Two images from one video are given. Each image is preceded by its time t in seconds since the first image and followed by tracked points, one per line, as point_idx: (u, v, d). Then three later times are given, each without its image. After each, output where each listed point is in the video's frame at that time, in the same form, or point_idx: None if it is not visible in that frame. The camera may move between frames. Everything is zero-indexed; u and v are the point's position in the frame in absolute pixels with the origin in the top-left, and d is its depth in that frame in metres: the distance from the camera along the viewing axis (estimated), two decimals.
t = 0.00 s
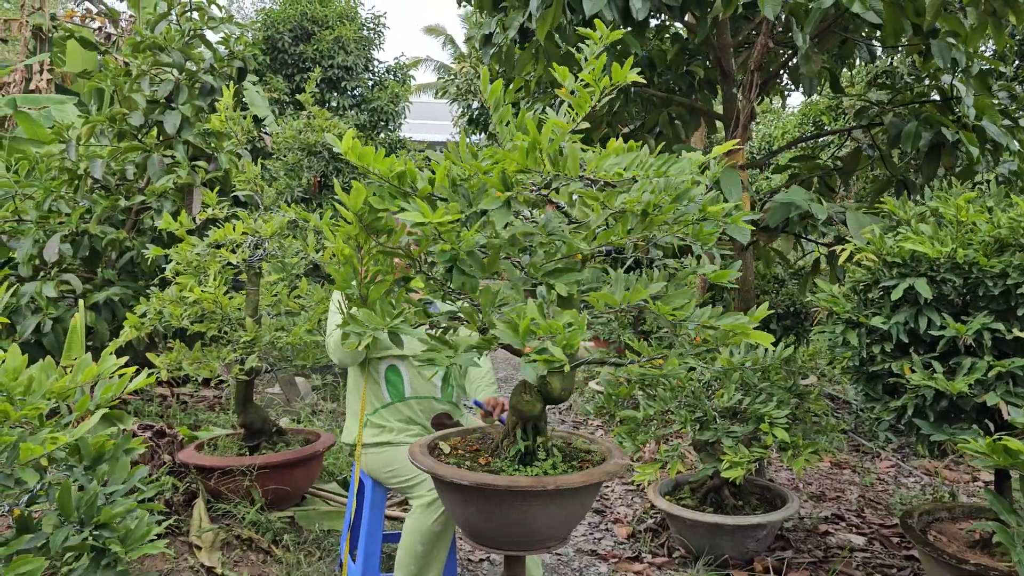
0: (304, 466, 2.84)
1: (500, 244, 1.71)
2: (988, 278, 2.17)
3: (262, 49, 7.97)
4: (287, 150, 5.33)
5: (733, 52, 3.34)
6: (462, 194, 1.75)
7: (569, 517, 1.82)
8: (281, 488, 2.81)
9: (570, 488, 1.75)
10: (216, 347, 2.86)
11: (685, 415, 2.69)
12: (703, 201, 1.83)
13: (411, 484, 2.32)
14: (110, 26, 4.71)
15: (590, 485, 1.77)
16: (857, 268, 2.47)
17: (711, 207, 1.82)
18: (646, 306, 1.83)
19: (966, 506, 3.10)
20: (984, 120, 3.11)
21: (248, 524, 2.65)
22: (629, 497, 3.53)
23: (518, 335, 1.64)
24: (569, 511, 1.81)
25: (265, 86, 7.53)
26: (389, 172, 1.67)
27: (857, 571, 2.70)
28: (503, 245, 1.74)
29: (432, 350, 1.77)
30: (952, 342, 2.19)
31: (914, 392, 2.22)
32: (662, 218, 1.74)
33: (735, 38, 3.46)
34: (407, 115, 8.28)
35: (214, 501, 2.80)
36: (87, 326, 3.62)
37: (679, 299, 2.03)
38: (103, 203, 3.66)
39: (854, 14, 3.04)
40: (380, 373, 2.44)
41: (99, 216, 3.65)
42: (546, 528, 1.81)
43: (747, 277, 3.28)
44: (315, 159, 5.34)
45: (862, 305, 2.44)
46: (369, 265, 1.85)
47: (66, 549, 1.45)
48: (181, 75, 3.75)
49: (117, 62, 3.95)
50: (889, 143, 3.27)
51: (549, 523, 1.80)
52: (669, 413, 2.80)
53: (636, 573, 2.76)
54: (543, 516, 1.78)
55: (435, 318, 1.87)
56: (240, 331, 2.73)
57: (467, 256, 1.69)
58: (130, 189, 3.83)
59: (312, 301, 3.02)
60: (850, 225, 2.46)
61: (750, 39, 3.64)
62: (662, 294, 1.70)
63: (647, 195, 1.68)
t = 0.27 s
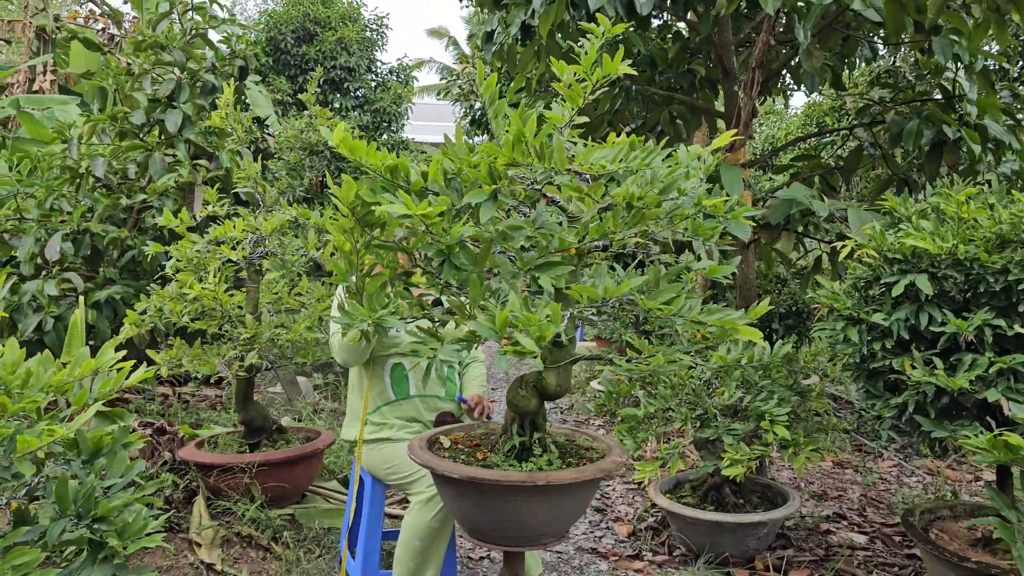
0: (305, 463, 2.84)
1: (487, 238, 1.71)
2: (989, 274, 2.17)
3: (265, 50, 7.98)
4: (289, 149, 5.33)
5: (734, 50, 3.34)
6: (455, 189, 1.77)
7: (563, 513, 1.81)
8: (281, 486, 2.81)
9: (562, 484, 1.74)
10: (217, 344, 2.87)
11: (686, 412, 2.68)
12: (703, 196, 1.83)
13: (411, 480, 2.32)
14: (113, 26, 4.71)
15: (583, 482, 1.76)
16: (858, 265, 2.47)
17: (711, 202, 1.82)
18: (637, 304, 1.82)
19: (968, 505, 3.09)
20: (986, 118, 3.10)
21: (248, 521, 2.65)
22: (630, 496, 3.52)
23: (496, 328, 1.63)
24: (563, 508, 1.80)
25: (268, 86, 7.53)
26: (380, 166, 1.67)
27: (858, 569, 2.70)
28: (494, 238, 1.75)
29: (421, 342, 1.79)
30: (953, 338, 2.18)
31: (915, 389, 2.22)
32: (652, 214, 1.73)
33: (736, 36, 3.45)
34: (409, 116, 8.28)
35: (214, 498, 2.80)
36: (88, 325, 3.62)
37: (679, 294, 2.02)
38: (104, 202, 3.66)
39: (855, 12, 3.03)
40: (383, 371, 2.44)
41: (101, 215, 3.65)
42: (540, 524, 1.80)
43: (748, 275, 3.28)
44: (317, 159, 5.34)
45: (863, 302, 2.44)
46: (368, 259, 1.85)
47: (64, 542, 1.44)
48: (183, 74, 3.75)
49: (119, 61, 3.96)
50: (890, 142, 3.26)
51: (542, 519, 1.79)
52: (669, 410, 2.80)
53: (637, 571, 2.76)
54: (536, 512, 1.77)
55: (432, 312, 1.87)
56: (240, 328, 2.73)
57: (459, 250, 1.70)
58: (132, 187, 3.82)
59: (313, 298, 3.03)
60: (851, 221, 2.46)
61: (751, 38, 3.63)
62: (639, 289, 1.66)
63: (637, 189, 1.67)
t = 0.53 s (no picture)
0: (303, 461, 2.84)
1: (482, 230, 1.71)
2: (988, 272, 2.17)
3: (266, 51, 7.99)
4: (289, 149, 5.33)
5: (734, 49, 3.34)
6: (451, 183, 1.76)
7: (558, 510, 1.80)
8: (279, 484, 2.81)
9: (556, 480, 1.73)
10: (216, 342, 2.87)
11: (685, 410, 2.68)
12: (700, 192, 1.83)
13: (410, 478, 2.32)
14: (113, 27, 4.72)
15: (578, 478, 1.75)
16: (857, 262, 2.47)
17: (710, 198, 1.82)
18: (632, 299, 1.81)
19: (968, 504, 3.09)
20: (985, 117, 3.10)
21: (246, 518, 2.65)
22: (629, 495, 3.52)
23: (486, 322, 1.63)
24: (559, 505, 1.79)
25: (268, 87, 7.53)
26: (376, 161, 1.66)
27: (857, 568, 2.69)
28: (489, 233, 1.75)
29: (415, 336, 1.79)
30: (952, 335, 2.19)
31: (914, 386, 2.22)
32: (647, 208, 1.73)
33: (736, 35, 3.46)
34: (410, 117, 8.28)
35: (212, 496, 2.80)
36: (88, 324, 3.62)
37: (676, 293, 2.02)
38: (104, 201, 3.65)
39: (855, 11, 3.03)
40: (387, 371, 2.43)
41: (100, 214, 3.64)
42: (535, 520, 1.79)
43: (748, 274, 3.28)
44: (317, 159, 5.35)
45: (861, 299, 2.44)
46: (365, 255, 1.85)
47: (61, 538, 1.44)
48: (183, 74, 3.75)
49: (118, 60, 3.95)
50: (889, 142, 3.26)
51: (538, 516, 1.79)
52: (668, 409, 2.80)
53: (635, 570, 2.76)
54: (531, 508, 1.77)
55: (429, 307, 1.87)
56: (239, 326, 2.73)
57: (453, 245, 1.70)
58: (132, 187, 3.77)
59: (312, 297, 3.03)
60: (850, 219, 2.46)
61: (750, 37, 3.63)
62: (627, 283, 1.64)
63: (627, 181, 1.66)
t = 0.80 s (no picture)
0: (301, 461, 2.84)
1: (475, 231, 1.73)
2: (986, 271, 2.18)
3: (265, 52, 7.98)
4: (288, 149, 5.33)
5: (733, 48, 3.34)
6: (446, 181, 1.77)
7: (551, 509, 1.80)
8: (277, 483, 2.81)
9: (547, 479, 1.73)
10: (214, 342, 2.87)
11: (683, 410, 2.68)
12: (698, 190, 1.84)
13: (406, 477, 2.32)
14: (112, 27, 4.72)
15: (570, 477, 1.74)
16: (855, 262, 2.47)
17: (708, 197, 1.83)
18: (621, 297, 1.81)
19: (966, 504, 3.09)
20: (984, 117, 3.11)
21: (244, 518, 2.65)
22: (628, 495, 3.52)
23: (467, 321, 1.62)
24: (551, 504, 1.79)
25: (268, 88, 7.52)
26: (369, 160, 1.67)
27: (856, 567, 2.69)
28: (482, 231, 1.77)
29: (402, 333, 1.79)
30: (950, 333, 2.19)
31: (912, 385, 2.23)
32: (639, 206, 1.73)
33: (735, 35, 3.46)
34: (409, 117, 8.28)
35: (210, 495, 2.80)
36: (87, 323, 3.62)
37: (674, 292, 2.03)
38: (102, 201, 3.65)
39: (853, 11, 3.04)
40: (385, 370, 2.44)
41: (99, 214, 3.64)
42: (528, 519, 1.79)
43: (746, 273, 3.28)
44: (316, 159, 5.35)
45: (859, 298, 2.45)
46: (362, 254, 1.85)
47: (58, 536, 1.44)
48: (182, 74, 3.75)
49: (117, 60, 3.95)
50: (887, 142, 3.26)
51: (530, 514, 1.79)
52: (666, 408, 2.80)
53: (633, 569, 2.76)
54: (523, 507, 1.77)
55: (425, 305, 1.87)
56: (237, 325, 2.73)
57: (449, 243, 1.71)
58: (130, 187, 3.78)
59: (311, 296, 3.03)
60: (848, 218, 2.46)
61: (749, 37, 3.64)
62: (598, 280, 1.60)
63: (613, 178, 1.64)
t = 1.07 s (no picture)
0: (300, 461, 2.84)
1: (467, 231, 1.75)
2: (985, 271, 2.19)
3: (265, 54, 7.99)
4: (288, 150, 5.33)
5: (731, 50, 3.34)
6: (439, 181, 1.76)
7: (539, 510, 1.78)
8: (276, 484, 2.81)
9: (528, 480, 1.72)
10: (213, 343, 2.87)
11: (682, 410, 2.68)
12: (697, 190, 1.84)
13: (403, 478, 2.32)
14: (112, 29, 4.73)
15: (553, 479, 1.72)
16: (853, 262, 2.48)
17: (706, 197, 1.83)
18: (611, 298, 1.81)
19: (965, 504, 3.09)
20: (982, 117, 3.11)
21: (243, 518, 2.65)
22: (627, 496, 3.52)
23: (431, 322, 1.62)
24: (539, 505, 1.77)
25: (268, 90, 7.53)
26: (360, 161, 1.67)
27: (854, 568, 2.69)
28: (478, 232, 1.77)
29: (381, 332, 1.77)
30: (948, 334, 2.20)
31: (910, 385, 2.23)
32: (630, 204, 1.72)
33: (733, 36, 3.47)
34: (409, 119, 8.29)
35: (209, 496, 2.80)
36: (86, 324, 3.62)
37: (672, 292, 2.03)
38: (102, 202, 3.65)
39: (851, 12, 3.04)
40: (380, 370, 2.46)
41: (99, 215, 3.64)
42: (519, 519, 1.79)
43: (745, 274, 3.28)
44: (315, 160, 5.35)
45: (857, 299, 2.45)
46: (361, 254, 1.86)
47: (56, 536, 1.44)
48: (181, 75, 3.76)
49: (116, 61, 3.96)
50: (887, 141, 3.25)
51: (518, 514, 1.78)
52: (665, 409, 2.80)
53: (632, 570, 2.76)
54: (511, 506, 1.76)
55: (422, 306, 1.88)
56: (236, 326, 2.74)
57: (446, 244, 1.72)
58: (130, 188, 3.79)
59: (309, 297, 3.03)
60: (846, 219, 2.46)
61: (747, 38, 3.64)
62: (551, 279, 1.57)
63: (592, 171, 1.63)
